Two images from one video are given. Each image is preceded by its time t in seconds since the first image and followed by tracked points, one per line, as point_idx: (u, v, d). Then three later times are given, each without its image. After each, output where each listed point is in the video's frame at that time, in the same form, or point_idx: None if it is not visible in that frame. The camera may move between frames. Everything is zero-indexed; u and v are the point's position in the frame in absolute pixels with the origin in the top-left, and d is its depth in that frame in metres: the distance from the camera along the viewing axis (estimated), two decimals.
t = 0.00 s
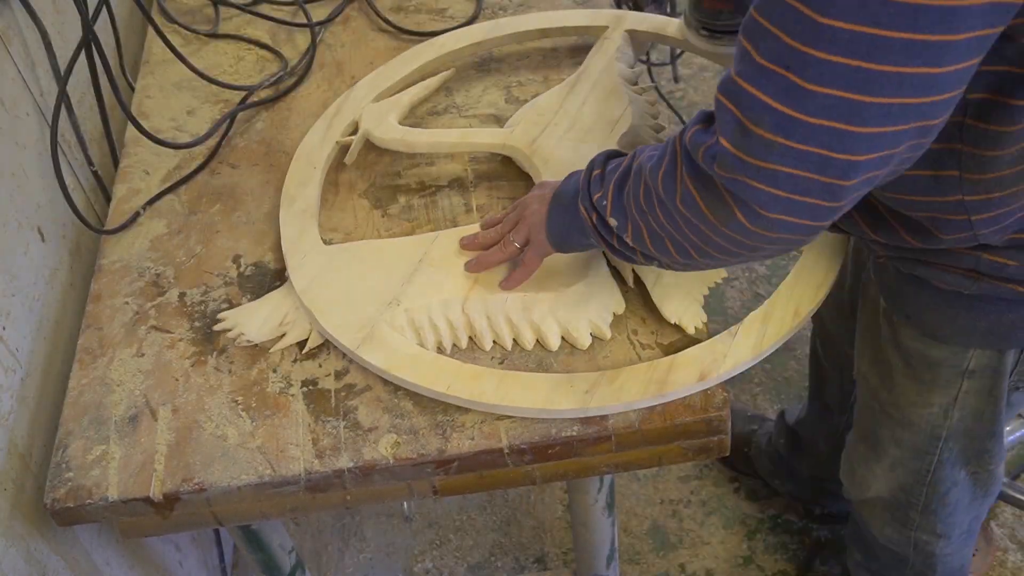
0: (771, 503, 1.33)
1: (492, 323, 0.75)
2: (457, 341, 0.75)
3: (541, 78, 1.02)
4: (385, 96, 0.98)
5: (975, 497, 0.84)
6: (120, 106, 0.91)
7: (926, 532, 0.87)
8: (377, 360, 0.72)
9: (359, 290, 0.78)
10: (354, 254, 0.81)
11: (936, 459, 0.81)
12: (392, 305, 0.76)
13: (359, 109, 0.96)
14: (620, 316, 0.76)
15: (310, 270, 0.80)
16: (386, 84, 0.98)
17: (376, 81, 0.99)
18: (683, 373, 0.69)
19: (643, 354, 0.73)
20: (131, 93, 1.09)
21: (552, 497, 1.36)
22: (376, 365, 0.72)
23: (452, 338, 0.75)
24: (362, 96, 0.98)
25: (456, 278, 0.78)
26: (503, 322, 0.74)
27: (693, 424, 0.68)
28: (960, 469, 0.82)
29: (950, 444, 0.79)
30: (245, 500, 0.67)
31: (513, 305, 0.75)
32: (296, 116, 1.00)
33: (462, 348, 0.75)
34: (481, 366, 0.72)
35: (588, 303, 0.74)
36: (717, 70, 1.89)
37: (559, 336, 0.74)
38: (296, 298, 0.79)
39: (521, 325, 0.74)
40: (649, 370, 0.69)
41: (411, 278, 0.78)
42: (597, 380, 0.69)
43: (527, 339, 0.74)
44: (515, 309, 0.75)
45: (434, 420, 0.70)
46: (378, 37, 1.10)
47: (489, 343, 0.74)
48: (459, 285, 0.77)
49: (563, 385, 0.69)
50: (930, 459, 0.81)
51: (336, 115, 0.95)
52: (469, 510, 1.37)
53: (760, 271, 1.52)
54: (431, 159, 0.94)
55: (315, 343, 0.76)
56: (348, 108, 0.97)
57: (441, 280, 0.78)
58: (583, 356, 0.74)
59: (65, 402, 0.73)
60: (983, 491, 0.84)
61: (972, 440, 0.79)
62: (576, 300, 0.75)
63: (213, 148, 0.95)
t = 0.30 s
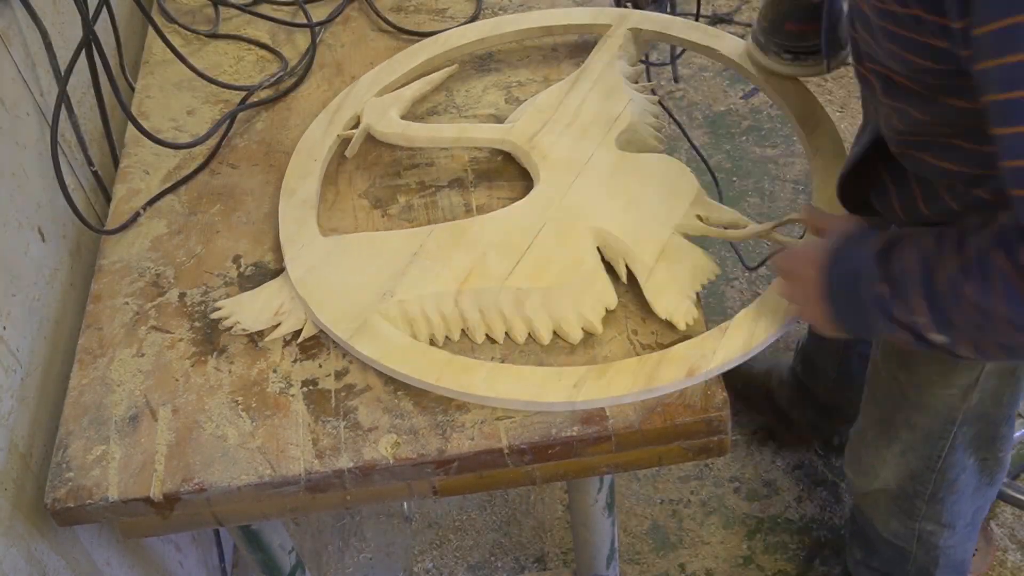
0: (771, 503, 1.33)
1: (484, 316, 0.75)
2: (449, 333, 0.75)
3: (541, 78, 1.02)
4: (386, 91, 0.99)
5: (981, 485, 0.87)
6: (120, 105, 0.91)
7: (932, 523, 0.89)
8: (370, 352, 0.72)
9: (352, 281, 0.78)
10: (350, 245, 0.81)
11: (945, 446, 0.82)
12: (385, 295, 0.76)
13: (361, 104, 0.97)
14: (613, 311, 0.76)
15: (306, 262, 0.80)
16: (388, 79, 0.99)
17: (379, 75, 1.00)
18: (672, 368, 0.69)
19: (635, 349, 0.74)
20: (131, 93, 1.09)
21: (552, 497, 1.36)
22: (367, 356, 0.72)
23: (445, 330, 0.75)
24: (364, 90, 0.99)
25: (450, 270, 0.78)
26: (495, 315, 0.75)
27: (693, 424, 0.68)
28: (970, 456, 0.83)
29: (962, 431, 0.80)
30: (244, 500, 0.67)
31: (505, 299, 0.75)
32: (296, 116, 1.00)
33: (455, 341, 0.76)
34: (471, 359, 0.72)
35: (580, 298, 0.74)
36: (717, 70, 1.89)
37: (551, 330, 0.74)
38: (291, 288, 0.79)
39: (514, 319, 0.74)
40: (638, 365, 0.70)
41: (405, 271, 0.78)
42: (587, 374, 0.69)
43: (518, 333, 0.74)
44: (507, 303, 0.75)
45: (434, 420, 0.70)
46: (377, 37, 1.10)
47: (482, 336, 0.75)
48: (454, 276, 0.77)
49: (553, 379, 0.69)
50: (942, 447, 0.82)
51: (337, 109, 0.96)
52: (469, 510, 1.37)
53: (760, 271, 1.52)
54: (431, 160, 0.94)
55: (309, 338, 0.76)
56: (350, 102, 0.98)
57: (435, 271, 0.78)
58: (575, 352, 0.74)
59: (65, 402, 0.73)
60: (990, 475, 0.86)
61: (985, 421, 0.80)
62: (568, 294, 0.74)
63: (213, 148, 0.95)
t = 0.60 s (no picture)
0: (771, 503, 1.33)
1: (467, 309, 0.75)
2: (434, 327, 0.76)
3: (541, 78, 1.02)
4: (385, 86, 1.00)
5: None
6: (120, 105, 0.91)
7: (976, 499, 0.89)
8: (354, 342, 0.73)
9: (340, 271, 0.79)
10: (342, 236, 0.82)
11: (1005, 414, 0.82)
12: (372, 287, 0.77)
13: (361, 96, 0.98)
14: (599, 309, 0.77)
15: (296, 251, 0.81)
16: (389, 72, 1.00)
17: (381, 68, 1.01)
18: (650, 367, 0.70)
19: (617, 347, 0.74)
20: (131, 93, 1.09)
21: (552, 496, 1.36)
22: (349, 346, 0.73)
23: (429, 323, 0.76)
24: (365, 84, 1.00)
25: (439, 264, 0.78)
26: (479, 309, 0.75)
27: (692, 425, 0.68)
28: None
29: None
30: (244, 500, 0.67)
31: (491, 293, 0.75)
32: (296, 116, 1.00)
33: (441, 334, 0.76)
34: (453, 352, 0.73)
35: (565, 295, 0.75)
36: (717, 70, 1.89)
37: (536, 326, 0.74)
38: (281, 276, 0.80)
39: (498, 313, 0.75)
40: (617, 364, 0.70)
41: (394, 263, 0.78)
42: (566, 371, 0.70)
43: (502, 329, 0.74)
44: (492, 298, 0.75)
45: (434, 420, 0.70)
46: (377, 37, 1.10)
47: (466, 330, 0.75)
48: (441, 271, 0.77)
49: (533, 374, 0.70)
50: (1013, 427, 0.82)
51: (337, 100, 0.97)
52: (469, 510, 1.37)
53: (760, 271, 1.52)
54: (432, 160, 0.94)
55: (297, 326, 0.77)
56: (350, 94, 0.98)
57: (422, 263, 0.78)
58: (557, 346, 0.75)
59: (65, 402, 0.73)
60: None
61: None
62: (551, 289, 0.75)
63: (212, 148, 0.95)
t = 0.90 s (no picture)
0: (771, 503, 1.33)
1: (435, 281, 0.79)
2: (407, 291, 0.80)
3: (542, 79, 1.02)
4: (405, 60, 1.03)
5: None
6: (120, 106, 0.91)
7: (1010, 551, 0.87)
8: (325, 296, 0.77)
9: (326, 231, 0.83)
10: (339, 199, 0.86)
11: None
12: (353, 247, 0.81)
13: (384, 64, 1.01)
14: (564, 294, 0.79)
15: (293, 207, 0.86)
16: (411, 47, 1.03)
17: (411, 37, 1.05)
18: (596, 357, 0.71)
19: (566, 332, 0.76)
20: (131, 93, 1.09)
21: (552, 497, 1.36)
22: (321, 300, 0.77)
23: (403, 287, 0.80)
24: (391, 53, 1.03)
25: (420, 232, 0.81)
26: (451, 278, 0.78)
27: (693, 425, 0.68)
28: None
29: None
30: (244, 500, 0.67)
31: (463, 264, 0.78)
32: (296, 116, 1.00)
33: (410, 299, 0.80)
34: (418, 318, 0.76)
35: (533, 276, 0.77)
36: (718, 70, 1.89)
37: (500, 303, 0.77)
38: (272, 228, 0.85)
39: (468, 284, 0.78)
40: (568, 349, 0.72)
41: (378, 227, 0.82)
42: (518, 347, 0.72)
43: (470, 301, 0.77)
44: (464, 269, 0.78)
45: (434, 420, 0.69)
46: (378, 37, 1.10)
47: (435, 298, 0.79)
48: (421, 239, 0.81)
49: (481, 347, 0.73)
50: None
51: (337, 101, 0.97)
52: (469, 510, 1.37)
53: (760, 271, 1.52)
54: (431, 159, 0.94)
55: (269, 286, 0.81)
56: (375, 61, 1.02)
57: (404, 231, 0.82)
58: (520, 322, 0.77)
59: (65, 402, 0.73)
60: None
61: None
62: (519, 269, 0.77)
63: (212, 148, 0.95)
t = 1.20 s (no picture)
0: (772, 503, 1.33)
1: (420, 281, 0.79)
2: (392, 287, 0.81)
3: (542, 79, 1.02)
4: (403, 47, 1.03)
5: None
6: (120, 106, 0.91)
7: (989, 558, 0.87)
8: (308, 289, 0.78)
9: (315, 223, 0.84)
10: (329, 190, 0.86)
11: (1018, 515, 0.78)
12: (341, 241, 0.81)
13: (379, 53, 1.02)
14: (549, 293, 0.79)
15: (283, 196, 0.87)
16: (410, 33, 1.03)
17: (410, 25, 1.05)
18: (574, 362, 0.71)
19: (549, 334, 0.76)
20: (130, 93, 1.09)
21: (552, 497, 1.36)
22: (306, 293, 0.78)
23: (388, 283, 0.81)
24: (387, 41, 1.03)
25: (405, 228, 0.81)
26: (436, 280, 0.79)
27: (693, 425, 0.68)
28: None
29: None
30: (245, 500, 0.67)
31: (448, 265, 0.78)
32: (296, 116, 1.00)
33: (396, 296, 0.81)
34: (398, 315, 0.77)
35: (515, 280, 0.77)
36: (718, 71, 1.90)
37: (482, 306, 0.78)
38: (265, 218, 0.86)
39: (452, 286, 0.78)
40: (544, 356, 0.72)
41: (365, 221, 0.83)
42: (496, 353, 0.72)
43: (454, 300, 0.78)
44: (449, 270, 0.78)
45: (434, 421, 0.69)
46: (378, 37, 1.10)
47: (421, 296, 0.80)
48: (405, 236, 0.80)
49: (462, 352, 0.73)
50: None
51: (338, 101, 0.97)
52: (469, 510, 1.37)
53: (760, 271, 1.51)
54: (431, 160, 0.94)
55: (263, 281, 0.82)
56: (370, 49, 1.03)
57: (390, 227, 0.82)
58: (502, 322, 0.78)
59: (65, 402, 0.73)
60: None
61: None
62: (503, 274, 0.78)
63: (212, 148, 0.95)
